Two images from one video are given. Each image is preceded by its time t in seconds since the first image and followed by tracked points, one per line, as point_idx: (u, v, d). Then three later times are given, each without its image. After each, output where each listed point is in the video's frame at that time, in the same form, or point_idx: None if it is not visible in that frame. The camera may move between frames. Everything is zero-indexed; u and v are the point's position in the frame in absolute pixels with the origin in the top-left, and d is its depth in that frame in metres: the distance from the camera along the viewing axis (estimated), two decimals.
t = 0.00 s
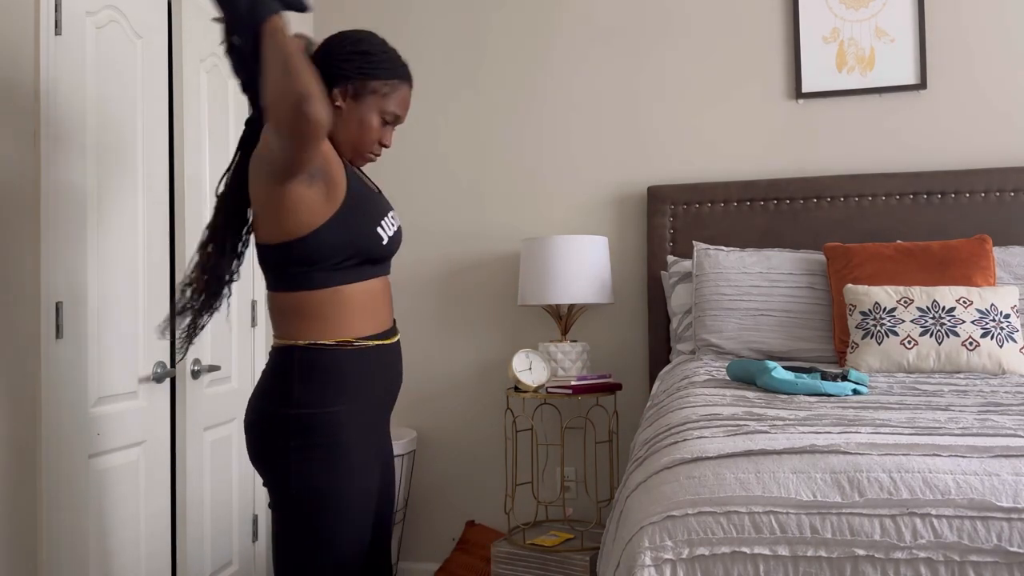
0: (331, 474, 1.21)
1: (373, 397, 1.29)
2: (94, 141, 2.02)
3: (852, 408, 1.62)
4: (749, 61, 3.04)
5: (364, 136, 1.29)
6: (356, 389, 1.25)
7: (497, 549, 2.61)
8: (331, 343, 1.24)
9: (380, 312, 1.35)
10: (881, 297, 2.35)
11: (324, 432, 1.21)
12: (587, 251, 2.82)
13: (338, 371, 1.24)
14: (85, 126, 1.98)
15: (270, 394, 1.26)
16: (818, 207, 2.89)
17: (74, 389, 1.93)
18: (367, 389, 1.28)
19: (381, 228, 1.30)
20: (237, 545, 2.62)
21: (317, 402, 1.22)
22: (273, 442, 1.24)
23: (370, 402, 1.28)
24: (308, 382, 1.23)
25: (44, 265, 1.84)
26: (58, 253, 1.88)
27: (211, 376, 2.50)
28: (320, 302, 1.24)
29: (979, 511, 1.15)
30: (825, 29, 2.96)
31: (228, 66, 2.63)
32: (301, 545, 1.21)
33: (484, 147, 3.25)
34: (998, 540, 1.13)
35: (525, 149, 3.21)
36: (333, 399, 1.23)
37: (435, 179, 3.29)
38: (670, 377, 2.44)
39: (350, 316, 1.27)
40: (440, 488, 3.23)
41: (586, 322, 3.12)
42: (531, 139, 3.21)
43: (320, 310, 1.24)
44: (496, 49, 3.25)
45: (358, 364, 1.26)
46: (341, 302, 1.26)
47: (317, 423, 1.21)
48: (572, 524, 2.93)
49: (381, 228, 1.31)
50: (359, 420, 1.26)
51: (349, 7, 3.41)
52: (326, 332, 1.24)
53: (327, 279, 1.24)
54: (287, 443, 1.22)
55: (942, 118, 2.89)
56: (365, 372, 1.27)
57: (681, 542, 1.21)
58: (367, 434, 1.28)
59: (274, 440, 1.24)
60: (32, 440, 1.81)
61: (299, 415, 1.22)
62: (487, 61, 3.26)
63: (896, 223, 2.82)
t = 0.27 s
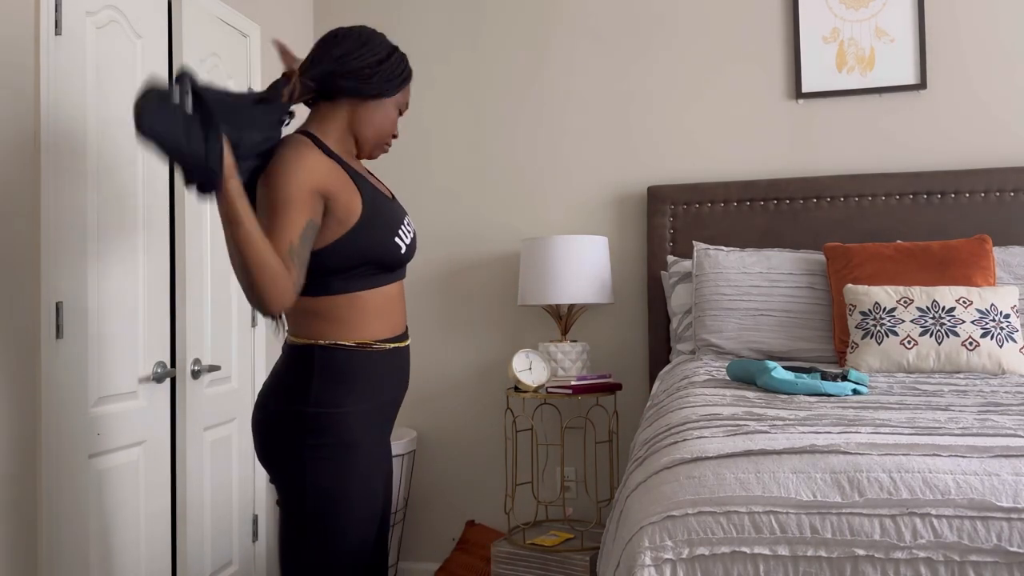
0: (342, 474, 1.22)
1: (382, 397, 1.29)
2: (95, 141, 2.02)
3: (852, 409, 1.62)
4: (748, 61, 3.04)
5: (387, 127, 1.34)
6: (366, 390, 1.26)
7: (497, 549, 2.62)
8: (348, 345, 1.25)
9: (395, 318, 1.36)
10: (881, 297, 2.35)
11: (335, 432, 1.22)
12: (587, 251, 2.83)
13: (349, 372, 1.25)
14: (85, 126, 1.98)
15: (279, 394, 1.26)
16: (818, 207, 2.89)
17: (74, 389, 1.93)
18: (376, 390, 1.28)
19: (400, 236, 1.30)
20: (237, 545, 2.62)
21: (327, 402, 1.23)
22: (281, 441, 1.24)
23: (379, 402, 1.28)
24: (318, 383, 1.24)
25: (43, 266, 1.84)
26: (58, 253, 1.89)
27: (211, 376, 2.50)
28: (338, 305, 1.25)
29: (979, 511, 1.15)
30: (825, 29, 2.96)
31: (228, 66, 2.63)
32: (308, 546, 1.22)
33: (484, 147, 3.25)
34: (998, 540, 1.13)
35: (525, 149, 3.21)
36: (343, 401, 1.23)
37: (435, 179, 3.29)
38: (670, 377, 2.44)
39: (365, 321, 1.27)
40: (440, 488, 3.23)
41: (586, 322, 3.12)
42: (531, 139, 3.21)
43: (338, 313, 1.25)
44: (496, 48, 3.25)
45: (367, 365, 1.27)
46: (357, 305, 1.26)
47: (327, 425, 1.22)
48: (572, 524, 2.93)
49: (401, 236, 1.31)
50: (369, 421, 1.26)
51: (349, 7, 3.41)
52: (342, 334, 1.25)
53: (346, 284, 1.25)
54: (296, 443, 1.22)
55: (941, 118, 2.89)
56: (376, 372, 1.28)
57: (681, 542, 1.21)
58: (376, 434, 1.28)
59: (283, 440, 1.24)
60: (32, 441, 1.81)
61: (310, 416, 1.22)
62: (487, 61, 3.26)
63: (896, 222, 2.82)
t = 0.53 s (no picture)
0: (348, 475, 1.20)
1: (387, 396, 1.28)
2: (95, 141, 2.02)
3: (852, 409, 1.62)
4: (748, 61, 3.04)
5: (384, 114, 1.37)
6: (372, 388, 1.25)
7: (497, 549, 2.61)
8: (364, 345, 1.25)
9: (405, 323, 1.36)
10: (881, 297, 2.35)
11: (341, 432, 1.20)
12: (587, 251, 2.82)
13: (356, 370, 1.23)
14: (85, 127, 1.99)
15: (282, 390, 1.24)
16: (818, 207, 2.89)
17: (75, 389, 1.94)
18: (382, 389, 1.27)
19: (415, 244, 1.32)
20: (237, 545, 2.62)
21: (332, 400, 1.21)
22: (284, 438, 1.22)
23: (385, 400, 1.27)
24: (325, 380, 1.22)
25: (43, 266, 1.84)
26: (58, 253, 1.89)
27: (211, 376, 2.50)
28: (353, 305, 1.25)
29: (979, 511, 1.15)
30: (825, 29, 2.96)
31: (228, 66, 2.63)
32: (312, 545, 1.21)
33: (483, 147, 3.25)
34: (998, 540, 1.13)
35: (525, 148, 3.21)
36: (350, 400, 1.22)
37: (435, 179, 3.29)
38: (670, 377, 2.44)
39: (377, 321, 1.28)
40: (440, 488, 3.23)
41: (586, 322, 3.12)
42: (532, 138, 3.20)
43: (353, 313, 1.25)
44: (496, 48, 3.25)
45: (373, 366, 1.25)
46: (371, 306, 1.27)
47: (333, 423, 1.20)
48: (572, 524, 2.93)
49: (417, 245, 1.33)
50: (375, 417, 1.25)
51: (348, 6, 3.41)
52: (358, 333, 1.25)
53: (362, 286, 1.26)
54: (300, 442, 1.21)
55: (941, 118, 2.89)
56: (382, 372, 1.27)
57: (681, 542, 1.21)
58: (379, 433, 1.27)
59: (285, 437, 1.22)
60: (32, 440, 1.81)
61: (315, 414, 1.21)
62: (487, 61, 3.26)
63: (895, 223, 2.82)
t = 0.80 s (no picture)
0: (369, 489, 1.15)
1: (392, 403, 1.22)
2: (95, 141, 2.03)
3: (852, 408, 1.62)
4: (748, 60, 3.04)
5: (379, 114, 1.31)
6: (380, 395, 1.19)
7: (497, 549, 2.61)
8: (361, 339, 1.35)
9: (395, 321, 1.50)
10: (881, 297, 2.35)
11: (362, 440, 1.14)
12: (587, 251, 2.82)
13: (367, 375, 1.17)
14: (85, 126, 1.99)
15: (297, 389, 1.16)
16: (818, 207, 2.89)
17: (75, 389, 1.94)
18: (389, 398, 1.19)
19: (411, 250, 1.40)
20: (237, 545, 2.62)
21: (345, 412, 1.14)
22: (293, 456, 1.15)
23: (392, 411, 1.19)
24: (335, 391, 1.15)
25: (43, 266, 1.84)
26: (59, 253, 1.89)
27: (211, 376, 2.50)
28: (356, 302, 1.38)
29: (979, 511, 1.15)
30: (825, 30, 2.96)
31: (228, 65, 2.62)
32: None
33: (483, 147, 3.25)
34: (998, 540, 1.13)
35: (525, 148, 3.21)
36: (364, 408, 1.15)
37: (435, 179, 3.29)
38: (671, 377, 2.44)
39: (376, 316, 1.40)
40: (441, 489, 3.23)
41: (586, 322, 3.12)
42: (531, 138, 3.21)
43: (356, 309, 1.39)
44: (496, 48, 3.25)
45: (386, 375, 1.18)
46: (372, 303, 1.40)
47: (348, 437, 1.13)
48: (572, 524, 2.93)
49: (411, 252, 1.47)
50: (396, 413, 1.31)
51: (348, 6, 3.40)
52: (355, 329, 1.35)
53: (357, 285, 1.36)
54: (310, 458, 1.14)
55: (941, 118, 2.89)
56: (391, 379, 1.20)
57: (681, 542, 1.21)
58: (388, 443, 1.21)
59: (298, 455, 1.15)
60: (32, 440, 1.81)
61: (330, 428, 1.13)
62: (487, 61, 3.26)
63: (895, 222, 2.82)
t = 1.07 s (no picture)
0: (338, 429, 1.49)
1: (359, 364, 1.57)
2: (96, 141, 2.03)
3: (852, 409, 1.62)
4: (748, 60, 3.04)
5: (363, 160, 1.63)
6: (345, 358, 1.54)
7: (497, 549, 2.62)
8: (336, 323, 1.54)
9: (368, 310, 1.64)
10: (881, 298, 2.35)
11: (326, 393, 1.49)
12: (588, 251, 2.83)
13: (330, 343, 1.52)
14: (86, 127, 1.99)
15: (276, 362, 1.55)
16: (818, 207, 2.89)
17: (75, 389, 1.94)
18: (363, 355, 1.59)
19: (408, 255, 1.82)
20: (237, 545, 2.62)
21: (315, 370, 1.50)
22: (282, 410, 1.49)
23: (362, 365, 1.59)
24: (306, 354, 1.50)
25: (44, 267, 1.84)
26: (59, 254, 1.89)
27: (211, 376, 2.50)
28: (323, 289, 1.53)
29: (979, 511, 1.15)
30: (825, 30, 2.97)
31: (229, 66, 2.62)
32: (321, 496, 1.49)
33: (483, 147, 3.25)
34: (998, 540, 1.13)
35: (525, 148, 3.21)
36: (329, 366, 1.51)
37: (435, 179, 3.29)
38: (671, 377, 2.44)
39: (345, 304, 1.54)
40: (441, 489, 3.23)
41: (586, 322, 3.12)
42: (531, 138, 3.21)
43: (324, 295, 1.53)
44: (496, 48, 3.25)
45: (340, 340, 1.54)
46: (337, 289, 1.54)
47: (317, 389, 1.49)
48: (572, 524, 2.93)
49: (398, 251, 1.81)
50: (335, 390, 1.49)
51: (348, 7, 3.40)
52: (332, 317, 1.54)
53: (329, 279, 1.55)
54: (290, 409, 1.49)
55: (942, 118, 2.89)
56: (353, 344, 1.56)
57: (681, 542, 1.21)
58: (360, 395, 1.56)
59: (284, 409, 1.49)
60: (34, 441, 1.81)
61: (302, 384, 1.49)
62: (487, 61, 3.26)
63: (895, 223, 2.82)
